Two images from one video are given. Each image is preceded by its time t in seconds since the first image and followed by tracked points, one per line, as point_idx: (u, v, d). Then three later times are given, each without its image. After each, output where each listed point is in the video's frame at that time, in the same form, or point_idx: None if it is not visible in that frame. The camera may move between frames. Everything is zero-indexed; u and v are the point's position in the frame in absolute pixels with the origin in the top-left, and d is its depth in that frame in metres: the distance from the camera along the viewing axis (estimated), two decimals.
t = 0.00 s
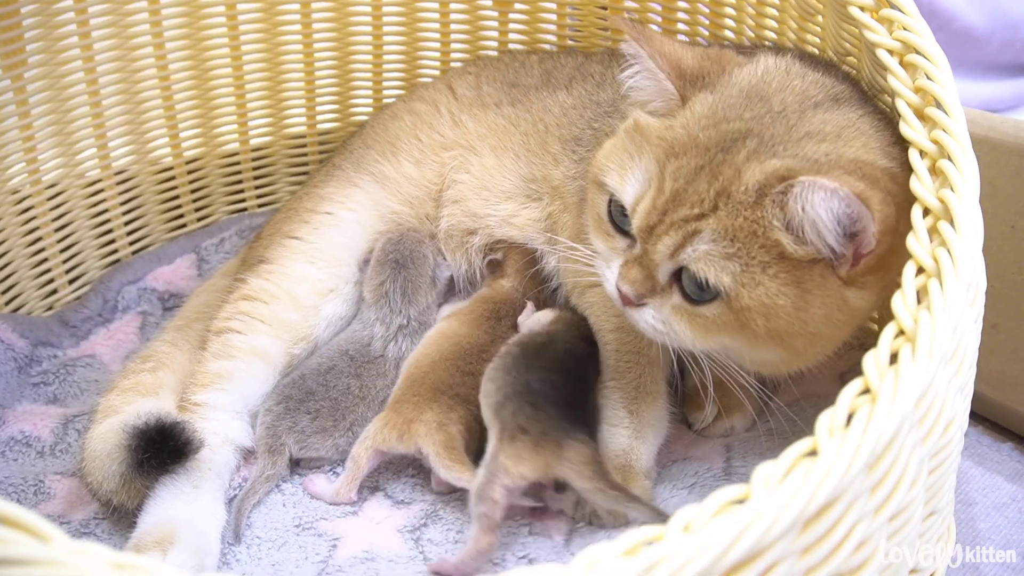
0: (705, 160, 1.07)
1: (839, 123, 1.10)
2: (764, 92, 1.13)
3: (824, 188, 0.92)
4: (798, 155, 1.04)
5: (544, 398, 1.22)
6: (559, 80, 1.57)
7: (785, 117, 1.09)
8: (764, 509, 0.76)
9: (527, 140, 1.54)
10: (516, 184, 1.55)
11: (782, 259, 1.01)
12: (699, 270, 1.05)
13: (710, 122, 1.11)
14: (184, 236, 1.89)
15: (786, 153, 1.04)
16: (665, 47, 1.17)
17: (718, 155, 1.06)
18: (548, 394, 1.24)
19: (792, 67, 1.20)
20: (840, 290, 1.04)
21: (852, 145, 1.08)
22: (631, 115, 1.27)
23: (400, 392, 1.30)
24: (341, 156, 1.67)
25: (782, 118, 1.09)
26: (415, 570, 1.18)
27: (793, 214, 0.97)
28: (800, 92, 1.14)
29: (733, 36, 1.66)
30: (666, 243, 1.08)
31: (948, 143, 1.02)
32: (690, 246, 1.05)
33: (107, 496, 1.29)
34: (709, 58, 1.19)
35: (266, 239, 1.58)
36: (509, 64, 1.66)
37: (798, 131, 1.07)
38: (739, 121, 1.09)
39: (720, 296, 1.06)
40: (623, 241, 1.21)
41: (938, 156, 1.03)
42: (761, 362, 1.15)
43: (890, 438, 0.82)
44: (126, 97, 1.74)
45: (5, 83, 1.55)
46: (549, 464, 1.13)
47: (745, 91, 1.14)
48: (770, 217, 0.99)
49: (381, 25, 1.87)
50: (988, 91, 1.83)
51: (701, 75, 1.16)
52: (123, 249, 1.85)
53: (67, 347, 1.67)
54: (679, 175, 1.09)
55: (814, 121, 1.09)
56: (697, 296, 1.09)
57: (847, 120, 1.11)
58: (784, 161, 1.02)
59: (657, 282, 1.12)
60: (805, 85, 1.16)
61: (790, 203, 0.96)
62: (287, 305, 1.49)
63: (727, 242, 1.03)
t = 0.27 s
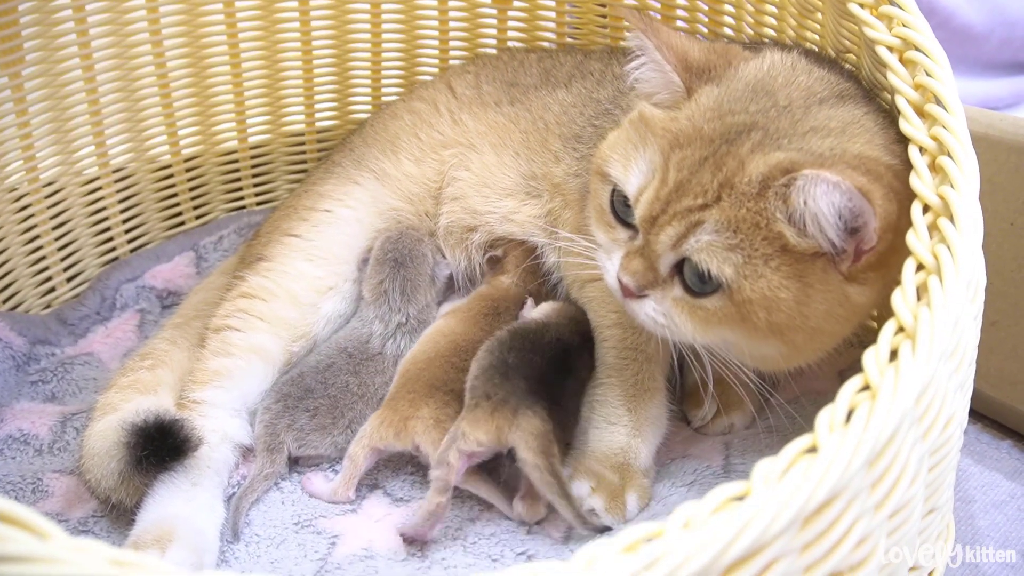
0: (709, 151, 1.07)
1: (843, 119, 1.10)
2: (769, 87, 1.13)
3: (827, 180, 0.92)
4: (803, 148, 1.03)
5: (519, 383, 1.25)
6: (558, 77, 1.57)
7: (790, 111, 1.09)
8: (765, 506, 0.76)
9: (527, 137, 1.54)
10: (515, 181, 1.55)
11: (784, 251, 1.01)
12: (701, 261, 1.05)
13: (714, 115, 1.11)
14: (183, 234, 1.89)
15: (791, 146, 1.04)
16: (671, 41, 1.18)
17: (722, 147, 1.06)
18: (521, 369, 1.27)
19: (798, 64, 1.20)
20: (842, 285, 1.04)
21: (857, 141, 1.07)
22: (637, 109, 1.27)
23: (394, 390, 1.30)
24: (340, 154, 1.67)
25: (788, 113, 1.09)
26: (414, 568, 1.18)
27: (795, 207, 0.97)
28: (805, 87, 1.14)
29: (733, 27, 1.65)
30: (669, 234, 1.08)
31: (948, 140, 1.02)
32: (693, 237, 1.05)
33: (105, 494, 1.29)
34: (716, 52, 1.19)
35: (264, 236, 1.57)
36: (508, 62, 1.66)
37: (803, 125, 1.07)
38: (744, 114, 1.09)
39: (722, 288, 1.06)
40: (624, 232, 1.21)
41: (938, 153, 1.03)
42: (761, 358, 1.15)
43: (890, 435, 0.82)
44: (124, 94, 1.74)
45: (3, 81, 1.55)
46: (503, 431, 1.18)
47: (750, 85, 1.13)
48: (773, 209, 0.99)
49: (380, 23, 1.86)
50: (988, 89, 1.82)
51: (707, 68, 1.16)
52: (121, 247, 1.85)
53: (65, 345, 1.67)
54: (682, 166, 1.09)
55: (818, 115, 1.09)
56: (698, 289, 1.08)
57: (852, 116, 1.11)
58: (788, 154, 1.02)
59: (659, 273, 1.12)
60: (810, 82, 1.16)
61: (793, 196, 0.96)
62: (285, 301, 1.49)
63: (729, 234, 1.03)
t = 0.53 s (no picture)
0: (714, 157, 1.07)
1: (849, 122, 1.10)
2: (772, 90, 1.13)
3: (835, 187, 0.91)
4: (808, 153, 1.03)
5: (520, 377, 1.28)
6: (559, 77, 1.57)
7: (795, 116, 1.09)
8: (767, 508, 0.76)
9: (527, 137, 1.54)
10: (516, 180, 1.55)
11: (791, 257, 1.01)
12: (708, 268, 1.05)
13: (719, 119, 1.10)
14: (183, 235, 1.89)
15: (796, 152, 1.04)
16: (674, 44, 1.16)
17: (729, 152, 1.06)
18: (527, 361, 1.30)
19: (800, 66, 1.20)
20: (849, 289, 1.04)
21: (862, 144, 1.07)
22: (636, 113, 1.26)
23: (393, 390, 1.30)
24: (340, 154, 1.67)
25: (792, 117, 1.09)
26: (415, 568, 1.17)
27: (802, 213, 0.96)
28: (809, 91, 1.14)
29: (733, 29, 1.65)
30: (675, 240, 1.08)
31: (949, 141, 1.01)
32: (699, 243, 1.05)
33: (106, 495, 1.29)
34: (718, 55, 1.19)
35: (264, 237, 1.57)
36: (508, 61, 1.66)
37: (808, 130, 1.07)
38: (749, 119, 1.09)
39: (729, 293, 1.06)
40: (628, 238, 1.21)
41: (939, 154, 1.03)
42: (766, 362, 1.16)
43: (892, 437, 0.82)
44: (124, 95, 1.74)
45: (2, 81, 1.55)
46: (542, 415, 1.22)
47: (754, 89, 1.13)
48: (780, 215, 0.99)
49: (379, 24, 1.86)
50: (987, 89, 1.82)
51: (710, 72, 1.16)
52: (121, 248, 1.85)
53: (65, 346, 1.67)
54: (688, 172, 1.08)
55: (823, 119, 1.09)
56: (704, 294, 1.08)
57: (856, 119, 1.11)
58: (794, 159, 1.02)
59: (664, 279, 1.12)
60: (813, 85, 1.16)
61: (799, 201, 0.96)
62: (285, 302, 1.49)
63: (736, 240, 1.02)
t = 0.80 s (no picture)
0: (722, 160, 1.06)
1: (851, 122, 1.10)
2: (775, 93, 1.13)
3: (848, 182, 0.92)
4: (815, 153, 1.04)
5: (517, 378, 1.29)
6: (561, 74, 1.57)
7: (799, 117, 1.09)
8: (769, 504, 0.76)
9: (529, 134, 1.54)
10: (517, 178, 1.55)
11: (802, 258, 1.02)
12: (718, 272, 1.05)
13: (724, 123, 1.10)
14: (184, 234, 1.89)
15: (803, 152, 1.04)
16: (676, 48, 1.16)
17: (735, 155, 1.06)
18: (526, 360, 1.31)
19: (800, 68, 1.20)
20: (858, 288, 1.05)
21: (865, 142, 1.07)
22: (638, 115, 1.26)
23: (397, 386, 1.32)
24: (341, 152, 1.67)
25: (796, 119, 1.09)
26: (416, 567, 1.18)
27: (815, 212, 0.97)
28: (809, 92, 1.14)
29: (734, 29, 1.65)
30: (683, 245, 1.08)
31: (951, 139, 1.02)
32: (709, 248, 1.05)
33: (107, 493, 1.29)
34: (720, 58, 1.18)
35: (265, 235, 1.57)
36: (510, 59, 1.66)
37: (813, 130, 1.07)
38: (755, 121, 1.09)
39: (739, 297, 1.06)
40: (632, 243, 1.21)
41: (940, 152, 1.03)
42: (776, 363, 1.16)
43: (894, 434, 0.82)
44: (125, 94, 1.74)
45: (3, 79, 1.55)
46: (514, 414, 1.24)
47: (757, 92, 1.13)
48: (791, 216, 0.99)
49: (380, 23, 1.86)
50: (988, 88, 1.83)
51: (713, 75, 1.15)
52: (122, 246, 1.85)
53: (66, 344, 1.67)
54: (695, 175, 1.08)
55: (826, 120, 1.09)
56: (714, 298, 1.09)
57: (858, 119, 1.11)
58: (802, 160, 1.02)
59: (671, 284, 1.12)
60: (814, 86, 1.16)
61: (811, 200, 0.96)
62: (287, 301, 1.49)
63: (746, 243, 1.03)
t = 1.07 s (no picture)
0: (722, 151, 1.07)
1: (849, 112, 1.11)
2: (773, 85, 1.14)
3: (850, 168, 0.93)
4: (814, 144, 1.04)
5: (523, 374, 1.29)
6: (565, 72, 1.57)
7: (797, 109, 1.10)
8: (770, 502, 0.76)
9: (533, 131, 1.54)
10: (520, 174, 1.55)
11: (804, 249, 1.02)
12: (719, 264, 1.05)
13: (724, 114, 1.11)
14: (185, 233, 1.89)
15: (802, 143, 1.05)
16: (676, 41, 1.16)
17: (736, 147, 1.06)
18: (528, 357, 1.32)
19: (796, 62, 1.20)
20: (859, 279, 1.05)
21: (863, 132, 1.08)
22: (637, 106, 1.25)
23: (401, 383, 1.33)
24: (343, 150, 1.67)
25: (795, 111, 1.09)
26: (417, 565, 1.18)
27: (817, 200, 0.98)
28: (808, 86, 1.15)
29: (738, 17, 1.65)
30: (684, 236, 1.08)
31: (953, 139, 1.02)
32: (710, 239, 1.05)
33: (110, 491, 1.29)
34: (718, 51, 1.19)
35: (268, 234, 1.58)
36: (513, 57, 1.66)
37: (811, 122, 1.08)
38: (754, 114, 1.09)
39: (740, 288, 1.06)
40: (631, 237, 1.21)
41: (943, 152, 1.03)
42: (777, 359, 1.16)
43: (895, 433, 0.82)
44: (128, 93, 1.74)
45: (7, 78, 1.55)
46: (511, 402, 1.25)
47: (756, 84, 1.14)
48: (792, 205, 1.00)
49: (383, 22, 1.86)
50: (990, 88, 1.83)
51: (712, 68, 1.16)
52: (124, 245, 1.85)
53: (68, 342, 1.67)
54: (694, 167, 1.08)
55: (824, 111, 1.10)
56: (715, 291, 1.09)
57: (855, 110, 1.12)
58: (801, 150, 1.02)
59: (671, 276, 1.12)
60: (811, 79, 1.16)
61: (812, 188, 0.97)
62: (290, 299, 1.49)
63: (748, 233, 1.03)
